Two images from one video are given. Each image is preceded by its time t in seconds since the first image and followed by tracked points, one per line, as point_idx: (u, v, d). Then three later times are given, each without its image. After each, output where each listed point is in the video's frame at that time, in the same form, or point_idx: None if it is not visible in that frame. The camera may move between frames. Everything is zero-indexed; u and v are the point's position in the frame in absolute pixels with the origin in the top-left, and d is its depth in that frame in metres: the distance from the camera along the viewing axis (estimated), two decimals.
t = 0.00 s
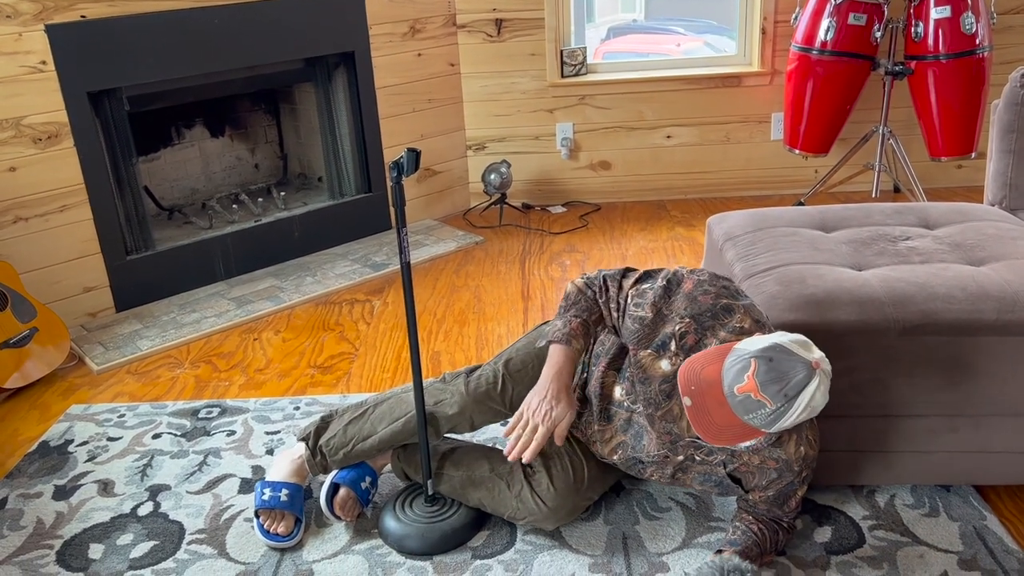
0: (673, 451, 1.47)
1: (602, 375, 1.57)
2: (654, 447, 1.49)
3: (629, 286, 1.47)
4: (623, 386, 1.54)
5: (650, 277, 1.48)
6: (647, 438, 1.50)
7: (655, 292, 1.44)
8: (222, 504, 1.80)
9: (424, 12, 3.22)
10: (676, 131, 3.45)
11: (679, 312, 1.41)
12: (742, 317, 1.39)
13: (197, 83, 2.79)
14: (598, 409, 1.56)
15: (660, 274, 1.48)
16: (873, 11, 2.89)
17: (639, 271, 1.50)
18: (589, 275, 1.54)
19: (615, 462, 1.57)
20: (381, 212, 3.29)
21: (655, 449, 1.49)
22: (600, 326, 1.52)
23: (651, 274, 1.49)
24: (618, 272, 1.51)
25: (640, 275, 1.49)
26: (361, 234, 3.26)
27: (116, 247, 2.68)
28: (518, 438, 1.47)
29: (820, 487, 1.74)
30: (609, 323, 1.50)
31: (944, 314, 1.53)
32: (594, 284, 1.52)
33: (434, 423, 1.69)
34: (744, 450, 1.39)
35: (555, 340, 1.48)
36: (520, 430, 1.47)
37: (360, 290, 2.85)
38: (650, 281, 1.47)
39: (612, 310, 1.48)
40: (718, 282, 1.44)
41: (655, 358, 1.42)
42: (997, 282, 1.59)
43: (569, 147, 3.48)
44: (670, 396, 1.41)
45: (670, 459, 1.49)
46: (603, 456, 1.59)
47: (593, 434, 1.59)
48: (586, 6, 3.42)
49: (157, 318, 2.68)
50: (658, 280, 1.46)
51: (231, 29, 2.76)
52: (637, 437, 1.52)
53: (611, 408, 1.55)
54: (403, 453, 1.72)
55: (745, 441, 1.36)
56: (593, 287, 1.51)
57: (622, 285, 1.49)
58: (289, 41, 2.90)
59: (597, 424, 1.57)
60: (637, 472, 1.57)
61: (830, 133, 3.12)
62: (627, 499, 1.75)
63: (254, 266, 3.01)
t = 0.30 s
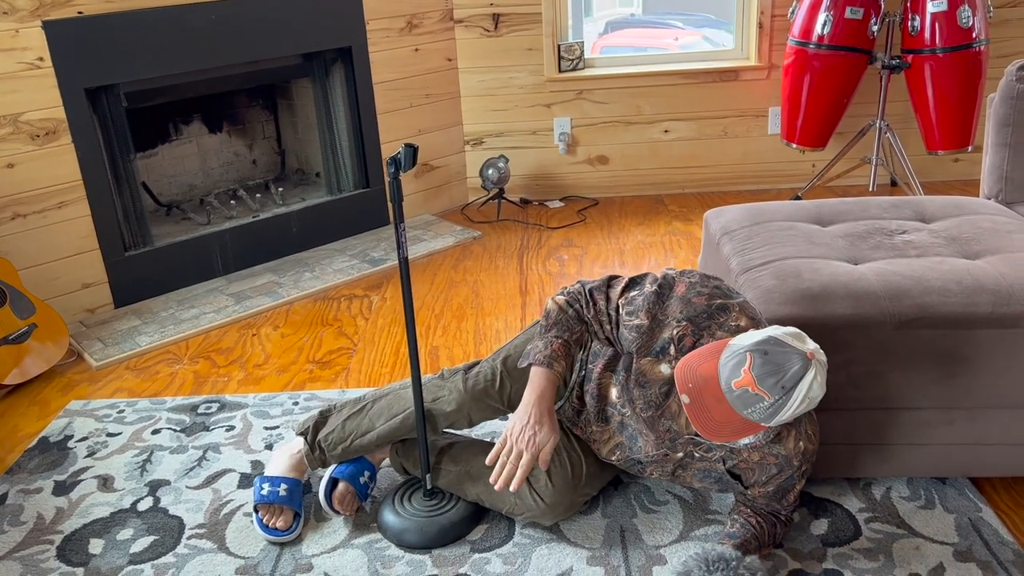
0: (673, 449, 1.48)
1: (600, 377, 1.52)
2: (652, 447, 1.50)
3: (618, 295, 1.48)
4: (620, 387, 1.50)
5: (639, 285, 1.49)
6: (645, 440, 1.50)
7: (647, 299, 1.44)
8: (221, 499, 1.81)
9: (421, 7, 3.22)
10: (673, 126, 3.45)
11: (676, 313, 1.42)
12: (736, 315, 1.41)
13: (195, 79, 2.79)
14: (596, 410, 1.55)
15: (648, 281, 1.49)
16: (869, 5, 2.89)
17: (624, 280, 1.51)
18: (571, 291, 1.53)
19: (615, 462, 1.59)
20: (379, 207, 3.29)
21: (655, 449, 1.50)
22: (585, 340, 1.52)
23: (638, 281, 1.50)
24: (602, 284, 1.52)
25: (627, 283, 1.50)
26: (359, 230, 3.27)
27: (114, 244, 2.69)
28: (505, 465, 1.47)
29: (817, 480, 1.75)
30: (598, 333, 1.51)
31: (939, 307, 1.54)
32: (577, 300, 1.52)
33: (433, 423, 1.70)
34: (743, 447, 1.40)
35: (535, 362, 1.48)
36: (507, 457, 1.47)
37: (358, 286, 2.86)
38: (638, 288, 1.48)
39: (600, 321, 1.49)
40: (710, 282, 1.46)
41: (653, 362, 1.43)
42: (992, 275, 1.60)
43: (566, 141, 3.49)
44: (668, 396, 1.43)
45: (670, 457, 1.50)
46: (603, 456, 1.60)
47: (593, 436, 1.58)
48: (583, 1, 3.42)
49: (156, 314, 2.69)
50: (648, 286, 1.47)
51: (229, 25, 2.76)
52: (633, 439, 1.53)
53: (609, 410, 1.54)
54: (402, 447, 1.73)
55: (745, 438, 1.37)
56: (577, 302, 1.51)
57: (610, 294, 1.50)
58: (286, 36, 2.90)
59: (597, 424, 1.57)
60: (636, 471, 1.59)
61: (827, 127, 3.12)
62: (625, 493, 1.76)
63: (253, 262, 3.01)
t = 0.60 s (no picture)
0: (668, 438, 1.49)
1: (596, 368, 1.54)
2: (648, 436, 1.50)
3: (615, 283, 1.49)
4: (616, 377, 1.52)
5: (635, 273, 1.49)
6: (640, 429, 1.51)
7: (643, 287, 1.45)
8: (219, 492, 1.81)
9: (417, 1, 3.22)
10: (670, 119, 3.45)
11: (671, 301, 1.43)
12: (732, 303, 1.41)
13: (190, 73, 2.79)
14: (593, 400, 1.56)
15: (645, 269, 1.49)
16: None
17: (621, 268, 1.51)
18: (568, 279, 1.54)
19: (611, 451, 1.59)
20: (376, 201, 3.29)
21: (650, 437, 1.50)
22: (583, 328, 1.53)
23: (635, 269, 1.51)
24: (600, 271, 1.52)
25: (624, 271, 1.50)
26: (355, 224, 3.26)
27: (110, 238, 2.69)
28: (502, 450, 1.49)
29: (812, 471, 1.75)
30: (594, 322, 1.51)
31: (934, 298, 1.54)
32: (575, 289, 1.52)
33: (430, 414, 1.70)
34: (738, 435, 1.40)
35: (533, 350, 1.49)
36: (505, 443, 1.49)
37: (355, 279, 2.86)
38: (634, 276, 1.48)
39: (598, 309, 1.50)
40: (706, 271, 1.46)
41: (649, 350, 1.44)
42: (987, 265, 1.60)
43: (563, 134, 3.48)
44: (663, 383, 1.44)
45: (666, 445, 1.50)
46: (599, 446, 1.61)
47: (589, 426, 1.59)
48: None
49: (153, 308, 2.69)
50: (644, 274, 1.47)
51: (224, 18, 2.76)
52: (628, 428, 1.53)
53: (604, 401, 1.55)
54: (398, 440, 1.73)
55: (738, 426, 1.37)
56: (574, 290, 1.52)
57: (607, 282, 1.50)
58: (282, 30, 2.90)
59: (593, 415, 1.57)
60: (632, 460, 1.59)
61: (823, 119, 3.12)
62: (621, 484, 1.76)
63: (249, 256, 3.01)
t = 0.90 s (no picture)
0: (663, 428, 1.49)
1: (592, 359, 1.55)
2: (643, 427, 1.50)
3: (610, 273, 1.49)
4: (612, 368, 1.53)
5: (631, 264, 1.49)
6: (636, 419, 1.51)
7: (639, 278, 1.45)
8: (216, 485, 1.81)
9: None
10: (665, 110, 3.45)
11: (666, 292, 1.42)
12: (726, 293, 1.40)
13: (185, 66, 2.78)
14: (589, 391, 1.57)
15: (640, 260, 1.49)
16: None
17: (617, 258, 1.51)
18: (564, 269, 1.54)
19: (607, 443, 1.59)
20: (372, 194, 3.29)
21: (645, 428, 1.50)
22: (579, 318, 1.53)
23: (630, 259, 1.51)
24: (595, 262, 1.52)
25: (619, 262, 1.50)
26: (351, 217, 3.26)
27: (106, 233, 2.68)
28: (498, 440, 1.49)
29: (807, 461, 1.76)
30: (590, 313, 1.51)
31: (929, 288, 1.55)
32: (570, 279, 1.52)
33: (426, 406, 1.71)
34: (733, 425, 1.41)
35: (530, 340, 1.50)
36: (501, 432, 1.49)
37: (351, 272, 2.86)
38: (629, 267, 1.48)
39: (593, 300, 1.50)
40: (700, 261, 1.45)
41: (645, 341, 1.45)
42: (982, 255, 1.60)
43: (559, 127, 3.48)
44: (658, 373, 1.44)
45: (661, 436, 1.50)
46: (595, 438, 1.61)
47: (585, 418, 1.60)
48: None
49: (149, 302, 2.69)
50: (639, 264, 1.47)
51: (219, 11, 2.75)
52: (624, 419, 1.53)
53: (600, 392, 1.56)
54: (395, 433, 1.73)
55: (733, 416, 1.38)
56: (570, 279, 1.52)
57: (602, 272, 1.50)
58: (276, 22, 2.89)
59: (588, 406, 1.58)
60: (628, 452, 1.59)
61: (819, 110, 3.12)
62: (618, 475, 1.77)
63: (245, 249, 3.01)
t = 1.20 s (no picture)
0: (657, 419, 1.49)
1: (586, 351, 1.55)
2: (637, 418, 1.50)
3: (602, 265, 1.49)
4: (606, 360, 1.53)
5: (623, 256, 1.49)
6: (630, 411, 1.51)
7: (632, 270, 1.45)
8: (211, 479, 1.81)
9: None
10: (661, 102, 3.44)
11: (659, 283, 1.43)
12: (720, 284, 1.41)
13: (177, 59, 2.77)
14: (583, 384, 1.57)
15: (633, 251, 1.49)
16: None
17: (610, 250, 1.51)
18: (557, 263, 1.54)
19: (601, 435, 1.59)
20: (366, 188, 3.28)
21: (640, 420, 1.51)
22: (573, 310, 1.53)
23: (623, 251, 1.51)
24: (588, 254, 1.52)
25: (612, 254, 1.50)
26: (346, 210, 3.26)
27: (100, 227, 2.68)
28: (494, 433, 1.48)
29: (801, 452, 1.76)
30: (583, 306, 1.51)
31: (922, 279, 1.55)
32: (563, 272, 1.52)
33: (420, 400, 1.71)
34: (727, 416, 1.40)
35: (523, 332, 1.49)
36: (497, 426, 1.48)
37: (346, 266, 2.86)
38: (622, 259, 1.48)
39: (586, 292, 1.50)
40: (693, 252, 1.46)
41: (639, 332, 1.44)
42: (975, 246, 1.60)
43: (554, 119, 3.47)
44: (652, 364, 1.44)
45: (655, 427, 1.50)
46: (589, 430, 1.61)
47: (580, 411, 1.60)
48: None
49: (143, 296, 2.68)
50: (632, 256, 1.47)
51: (212, 4, 2.74)
52: (618, 411, 1.54)
53: (594, 384, 1.56)
54: (389, 426, 1.73)
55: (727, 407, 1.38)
56: (563, 272, 1.52)
57: (595, 265, 1.50)
58: (270, 15, 2.88)
59: (582, 398, 1.58)
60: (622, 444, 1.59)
61: (814, 102, 3.12)
62: (612, 468, 1.77)
63: (240, 243, 3.00)
